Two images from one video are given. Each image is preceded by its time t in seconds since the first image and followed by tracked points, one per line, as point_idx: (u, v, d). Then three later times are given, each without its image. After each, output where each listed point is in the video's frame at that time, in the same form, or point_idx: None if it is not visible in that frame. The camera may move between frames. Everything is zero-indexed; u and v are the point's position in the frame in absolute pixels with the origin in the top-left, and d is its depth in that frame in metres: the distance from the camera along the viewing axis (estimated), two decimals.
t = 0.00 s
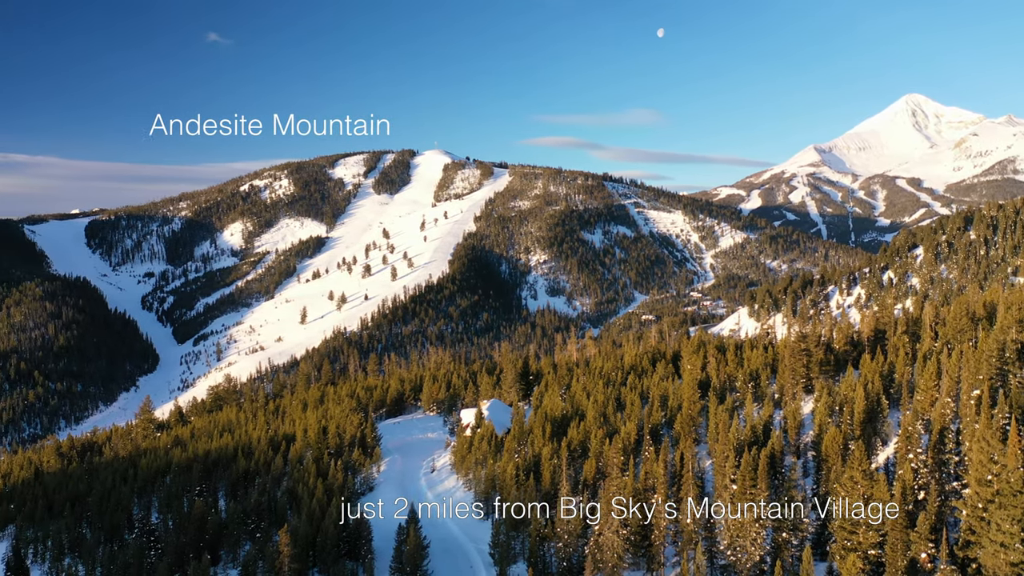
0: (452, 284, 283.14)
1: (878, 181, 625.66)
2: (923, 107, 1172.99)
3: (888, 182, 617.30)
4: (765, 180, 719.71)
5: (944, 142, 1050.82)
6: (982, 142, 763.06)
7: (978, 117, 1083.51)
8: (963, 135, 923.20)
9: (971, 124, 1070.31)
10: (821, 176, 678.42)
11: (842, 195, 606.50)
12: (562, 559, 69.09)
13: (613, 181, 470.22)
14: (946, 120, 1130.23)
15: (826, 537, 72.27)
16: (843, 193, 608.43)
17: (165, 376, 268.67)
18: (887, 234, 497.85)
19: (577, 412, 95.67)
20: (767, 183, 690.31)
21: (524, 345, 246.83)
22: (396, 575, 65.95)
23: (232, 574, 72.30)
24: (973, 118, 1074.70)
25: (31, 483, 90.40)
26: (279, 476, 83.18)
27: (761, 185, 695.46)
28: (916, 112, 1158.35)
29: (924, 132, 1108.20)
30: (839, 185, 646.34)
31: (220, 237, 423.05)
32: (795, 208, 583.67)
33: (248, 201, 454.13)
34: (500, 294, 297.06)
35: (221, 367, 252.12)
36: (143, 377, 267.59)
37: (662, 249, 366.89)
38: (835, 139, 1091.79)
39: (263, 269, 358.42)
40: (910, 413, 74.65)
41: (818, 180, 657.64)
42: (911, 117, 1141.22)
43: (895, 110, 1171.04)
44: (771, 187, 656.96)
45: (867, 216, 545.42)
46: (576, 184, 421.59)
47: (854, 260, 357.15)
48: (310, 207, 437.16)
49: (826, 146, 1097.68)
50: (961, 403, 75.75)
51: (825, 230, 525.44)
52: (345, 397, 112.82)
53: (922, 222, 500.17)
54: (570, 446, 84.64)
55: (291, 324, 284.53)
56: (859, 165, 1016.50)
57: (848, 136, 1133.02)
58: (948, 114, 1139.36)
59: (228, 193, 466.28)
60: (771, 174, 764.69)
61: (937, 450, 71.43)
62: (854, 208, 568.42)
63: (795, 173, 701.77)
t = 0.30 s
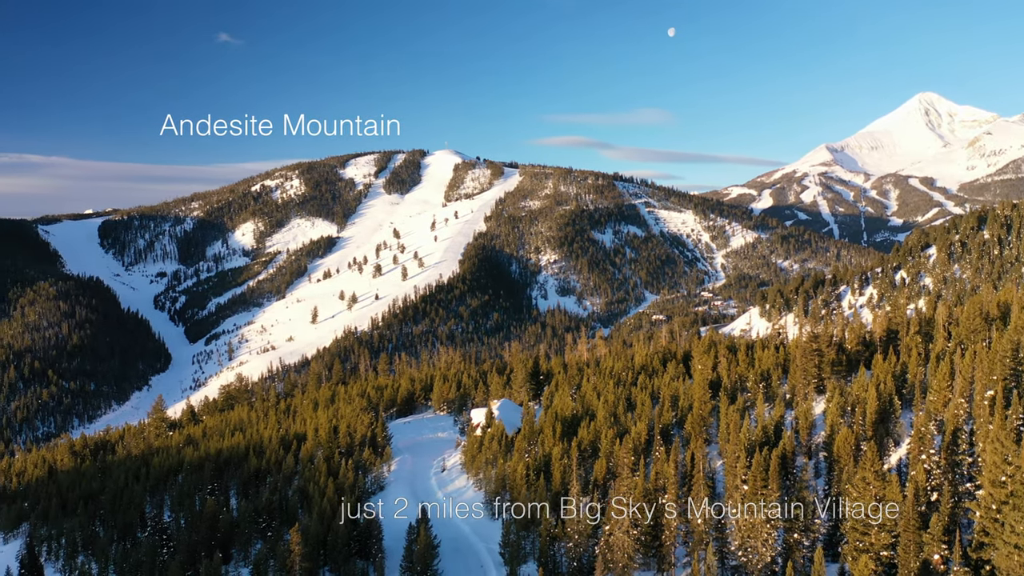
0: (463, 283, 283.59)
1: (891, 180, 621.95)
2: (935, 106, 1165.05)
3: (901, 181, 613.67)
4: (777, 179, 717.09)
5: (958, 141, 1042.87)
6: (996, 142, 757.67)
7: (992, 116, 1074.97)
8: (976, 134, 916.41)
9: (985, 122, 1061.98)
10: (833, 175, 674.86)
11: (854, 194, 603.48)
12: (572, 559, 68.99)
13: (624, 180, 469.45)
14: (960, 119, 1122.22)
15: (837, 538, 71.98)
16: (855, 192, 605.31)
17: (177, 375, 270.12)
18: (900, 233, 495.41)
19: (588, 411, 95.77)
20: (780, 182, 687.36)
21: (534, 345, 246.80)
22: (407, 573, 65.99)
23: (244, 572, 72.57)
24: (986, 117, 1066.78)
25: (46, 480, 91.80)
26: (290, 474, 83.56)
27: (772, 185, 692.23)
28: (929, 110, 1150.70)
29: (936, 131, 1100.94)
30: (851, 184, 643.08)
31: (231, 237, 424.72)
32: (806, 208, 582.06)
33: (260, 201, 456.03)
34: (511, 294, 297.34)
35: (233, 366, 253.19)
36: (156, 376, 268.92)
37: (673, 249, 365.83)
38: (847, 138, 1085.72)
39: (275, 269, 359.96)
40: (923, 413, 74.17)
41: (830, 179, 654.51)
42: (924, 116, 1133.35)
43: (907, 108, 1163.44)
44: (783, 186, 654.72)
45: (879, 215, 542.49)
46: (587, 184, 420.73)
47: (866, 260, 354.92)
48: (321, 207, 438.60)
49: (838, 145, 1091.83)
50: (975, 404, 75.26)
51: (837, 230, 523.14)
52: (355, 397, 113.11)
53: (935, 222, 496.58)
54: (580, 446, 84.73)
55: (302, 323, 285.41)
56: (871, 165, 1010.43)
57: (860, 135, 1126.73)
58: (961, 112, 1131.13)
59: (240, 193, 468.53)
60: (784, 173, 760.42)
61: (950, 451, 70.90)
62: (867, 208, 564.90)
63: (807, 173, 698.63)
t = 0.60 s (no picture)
0: (473, 283, 284.05)
1: (903, 180, 618.53)
2: (948, 105, 1157.21)
3: (913, 181, 610.08)
4: (789, 178, 714.40)
5: (971, 139, 1035.40)
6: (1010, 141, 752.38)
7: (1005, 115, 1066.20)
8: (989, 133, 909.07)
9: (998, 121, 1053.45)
10: (845, 175, 671.67)
11: (866, 194, 600.35)
12: (583, 559, 68.82)
13: (634, 180, 468.52)
14: (973, 117, 1114.12)
15: (849, 539, 71.71)
16: (867, 192, 602.33)
17: (189, 375, 271.50)
18: (913, 233, 492.68)
19: (598, 411, 95.77)
20: (791, 181, 684.87)
21: (544, 345, 246.73)
22: (417, 573, 66.09)
23: (255, 571, 72.88)
24: (1000, 115, 1058.39)
25: (59, 478, 93.01)
26: (301, 474, 83.87)
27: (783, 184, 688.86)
28: (942, 109, 1143.12)
29: (949, 130, 1093.42)
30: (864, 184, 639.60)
31: (243, 237, 426.28)
32: (818, 207, 580.59)
33: (271, 201, 457.44)
34: (521, 294, 297.57)
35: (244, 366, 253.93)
36: (168, 376, 270.13)
37: (684, 249, 364.83)
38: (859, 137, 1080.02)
39: (286, 268, 361.45)
40: (936, 414, 73.72)
41: (842, 179, 651.48)
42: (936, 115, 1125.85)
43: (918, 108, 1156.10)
44: (794, 186, 652.37)
45: (892, 215, 539.53)
46: (597, 183, 420.16)
47: (879, 260, 352.77)
48: (332, 207, 439.94)
49: (850, 144, 1086.83)
50: (989, 405, 74.71)
51: (849, 230, 520.74)
52: (366, 397, 113.47)
53: (948, 222, 493.21)
54: (591, 446, 84.71)
55: (313, 323, 286.29)
56: (883, 164, 1004.71)
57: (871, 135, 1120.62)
58: (975, 111, 1122.58)
59: (251, 193, 470.56)
60: (795, 173, 757.44)
61: (963, 452, 70.34)
62: (879, 208, 561.53)
63: (818, 172, 695.72)
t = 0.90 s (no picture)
0: (483, 283, 284.50)
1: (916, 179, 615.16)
2: (961, 104, 1149.02)
3: (927, 180, 606.31)
4: (802, 177, 711.78)
5: (985, 139, 1027.79)
6: None
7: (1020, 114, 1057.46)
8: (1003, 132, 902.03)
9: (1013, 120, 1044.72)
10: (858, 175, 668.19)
11: (879, 194, 597.22)
12: (593, 559, 68.64)
13: (645, 180, 467.56)
14: (986, 116, 1105.53)
15: (861, 541, 71.51)
16: (879, 192, 599.26)
17: (201, 374, 272.96)
18: (926, 232, 489.93)
19: (608, 411, 95.79)
20: (802, 181, 682.19)
21: (554, 345, 246.71)
22: (428, 572, 66.16)
23: (266, 569, 73.39)
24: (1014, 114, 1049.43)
25: (71, 476, 93.81)
26: (312, 473, 84.20)
27: (793, 184, 685.62)
28: (955, 108, 1135.12)
29: (962, 129, 1085.43)
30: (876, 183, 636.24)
31: (254, 237, 427.82)
32: (830, 207, 578.74)
33: (282, 201, 459.00)
34: (531, 293, 297.80)
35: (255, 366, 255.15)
36: (180, 375, 271.66)
37: (695, 249, 363.96)
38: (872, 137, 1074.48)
39: (297, 268, 362.98)
40: (949, 415, 73.25)
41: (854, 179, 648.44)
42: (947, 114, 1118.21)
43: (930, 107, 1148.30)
44: (806, 185, 649.60)
45: (905, 214, 536.46)
46: (608, 183, 419.62)
47: (891, 260, 350.61)
48: (343, 207, 441.21)
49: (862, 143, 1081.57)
50: (1002, 406, 74.26)
51: (862, 229, 518.22)
52: (376, 396, 113.83)
53: (962, 222, 489.72)
54: (601, 446, 84.73)
55: (324, 323, 287.20)
56: (896, 163, 998.27)
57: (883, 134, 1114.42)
58: (989, 110, 1113.58)
59: (263, 193, 472.50)
60: (806, 173, 754.50)
61: (976, 453, 69.82)
62: (891, 208, 557.94)
63: (830, 171, 692.62)
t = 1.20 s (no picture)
0: (493, 283, 284.84)
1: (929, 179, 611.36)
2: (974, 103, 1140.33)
3: (939, 180, 602.41)
4: (814, 177, 708.82)
5: (998, 138, 1020.03)
6: None
7: None
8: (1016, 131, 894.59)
9: None
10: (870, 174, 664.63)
11: (892, 194, 593.93)
12: (603, 559, 68.44)
13: (656, 180, 466.61)
14: (1000, 115, 1096.97)
15: (873, 542, 71.26)
16: (892, 191, 596.11)
17: (213, 373, 274.32)
18: (938, 232, 487.19)
19: (618, 411, 95.75)
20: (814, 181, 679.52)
21: (565, 345, 246.50)
22: (438, 572, 66.22)
23: (277, 567, 73.70)
24: None
25: (85, 475, 94.75)
26: (322, 472, 84.49)
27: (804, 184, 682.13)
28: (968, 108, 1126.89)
29: (974, 128, 1077.38)
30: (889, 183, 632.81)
31: (265, 237, 429.46)
32: (842, 206, 576.27)
33: (293, 201, 460.67)
34: (541, 293, 297.88)
35: (266, 365, 256.33)
36: (191, 374, 272.88)
37: (706, 249, 362.95)
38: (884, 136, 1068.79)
39: (308, 268, 364.42)
40: (962, 416, 72.75)
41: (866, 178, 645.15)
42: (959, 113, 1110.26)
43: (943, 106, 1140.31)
44: (818, 185, 646.70)
45: (918, 214, 533.16)
46: (618, 183, 418.86)
47: (904, 259, 348.19)
48: (353, 207, 442.32)
49: (874, 142, 1075.81)
50: (1015, 406, 73.73)
51: (874, 229, 515.54)
52: (387, 395, 114.04)
53: (975, 221, 486.00)
54: (611, 446, 84.65)
55: (334, 322, 288.01)
56: (910, 163, 991.39)
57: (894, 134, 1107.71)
58: (1002, 109, 1104.47)
59: (274, 193, 474.32)
60: (816, 172, 751.02)
61: (990, 454, 69.29)
62: (903, 208, 554.54)
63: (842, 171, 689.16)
